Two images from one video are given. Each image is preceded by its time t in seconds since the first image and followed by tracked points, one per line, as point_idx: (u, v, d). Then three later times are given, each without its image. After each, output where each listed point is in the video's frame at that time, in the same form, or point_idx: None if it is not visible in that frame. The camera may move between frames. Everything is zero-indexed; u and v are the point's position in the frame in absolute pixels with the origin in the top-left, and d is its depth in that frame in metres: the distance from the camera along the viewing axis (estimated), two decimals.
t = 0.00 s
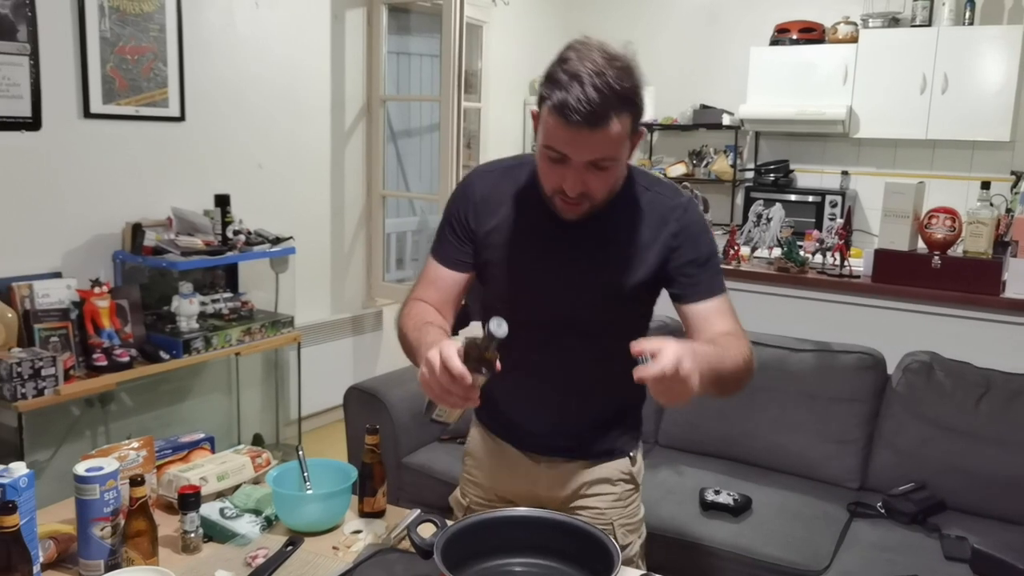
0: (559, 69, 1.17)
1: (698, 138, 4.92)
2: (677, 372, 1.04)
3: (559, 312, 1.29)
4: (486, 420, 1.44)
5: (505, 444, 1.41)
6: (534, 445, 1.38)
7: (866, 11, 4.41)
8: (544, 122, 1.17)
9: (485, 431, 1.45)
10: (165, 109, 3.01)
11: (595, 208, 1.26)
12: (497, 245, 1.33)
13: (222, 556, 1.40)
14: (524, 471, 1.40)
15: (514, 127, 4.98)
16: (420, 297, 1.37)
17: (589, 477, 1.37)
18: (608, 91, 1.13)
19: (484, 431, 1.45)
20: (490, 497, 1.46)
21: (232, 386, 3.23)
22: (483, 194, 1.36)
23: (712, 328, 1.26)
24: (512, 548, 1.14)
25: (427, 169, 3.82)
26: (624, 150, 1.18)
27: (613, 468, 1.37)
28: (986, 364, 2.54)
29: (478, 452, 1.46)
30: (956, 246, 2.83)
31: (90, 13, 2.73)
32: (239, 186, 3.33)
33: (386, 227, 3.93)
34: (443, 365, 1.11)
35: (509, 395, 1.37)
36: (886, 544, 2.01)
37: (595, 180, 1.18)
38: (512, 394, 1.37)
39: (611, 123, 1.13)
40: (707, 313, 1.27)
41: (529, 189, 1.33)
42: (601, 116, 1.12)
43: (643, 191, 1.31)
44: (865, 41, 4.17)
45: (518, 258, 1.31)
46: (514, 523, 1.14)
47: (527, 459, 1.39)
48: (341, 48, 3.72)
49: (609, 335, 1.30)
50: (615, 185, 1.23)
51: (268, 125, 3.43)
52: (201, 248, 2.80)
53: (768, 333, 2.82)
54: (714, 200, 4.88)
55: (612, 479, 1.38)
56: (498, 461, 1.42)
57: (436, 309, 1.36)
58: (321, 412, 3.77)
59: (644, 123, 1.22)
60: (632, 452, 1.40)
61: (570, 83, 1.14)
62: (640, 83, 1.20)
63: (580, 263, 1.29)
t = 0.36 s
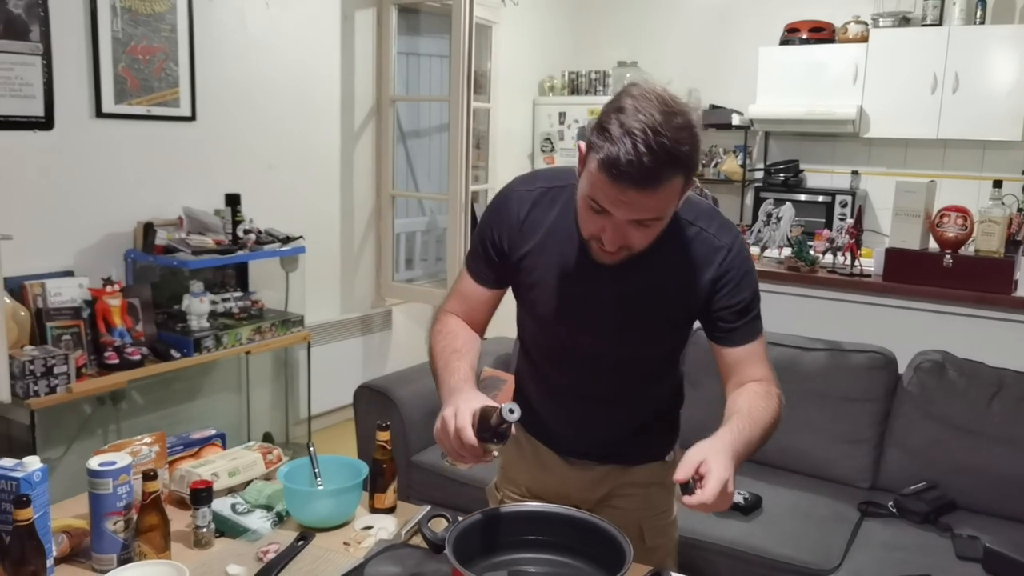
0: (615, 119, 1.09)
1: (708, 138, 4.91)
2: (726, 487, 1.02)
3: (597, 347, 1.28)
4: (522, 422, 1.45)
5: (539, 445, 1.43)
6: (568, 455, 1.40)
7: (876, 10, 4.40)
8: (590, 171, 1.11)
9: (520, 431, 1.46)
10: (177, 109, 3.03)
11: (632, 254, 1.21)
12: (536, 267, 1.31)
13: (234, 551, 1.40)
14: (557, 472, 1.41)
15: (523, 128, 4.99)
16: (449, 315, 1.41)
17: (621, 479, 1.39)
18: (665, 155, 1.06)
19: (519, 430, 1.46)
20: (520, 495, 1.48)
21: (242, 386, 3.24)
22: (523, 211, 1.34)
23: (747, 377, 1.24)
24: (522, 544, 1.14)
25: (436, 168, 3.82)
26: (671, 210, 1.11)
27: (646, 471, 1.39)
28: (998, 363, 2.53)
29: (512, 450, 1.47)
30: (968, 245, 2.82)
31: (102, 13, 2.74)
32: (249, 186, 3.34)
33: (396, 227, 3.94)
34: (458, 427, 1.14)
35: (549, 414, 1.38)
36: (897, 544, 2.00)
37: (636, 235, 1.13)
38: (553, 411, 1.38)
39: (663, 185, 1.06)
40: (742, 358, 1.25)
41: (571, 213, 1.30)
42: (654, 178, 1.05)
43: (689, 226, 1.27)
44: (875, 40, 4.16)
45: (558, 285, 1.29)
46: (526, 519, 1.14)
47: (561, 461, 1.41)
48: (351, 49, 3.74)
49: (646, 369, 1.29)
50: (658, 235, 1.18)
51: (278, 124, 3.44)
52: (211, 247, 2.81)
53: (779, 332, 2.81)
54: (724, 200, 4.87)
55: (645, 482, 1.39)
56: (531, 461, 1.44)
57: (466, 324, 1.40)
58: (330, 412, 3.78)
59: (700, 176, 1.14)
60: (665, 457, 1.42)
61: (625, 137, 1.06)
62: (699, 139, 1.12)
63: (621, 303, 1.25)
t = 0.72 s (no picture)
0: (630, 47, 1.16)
1: (716, 137, 4.90)
2: (688, 355, 0.98)
3: (615, 323, 1.27)
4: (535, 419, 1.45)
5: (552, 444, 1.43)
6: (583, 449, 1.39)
7: (886, 9, 4.38)
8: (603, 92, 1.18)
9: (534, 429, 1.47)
10: (185, 107, 3.04)
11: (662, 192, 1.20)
12: (550, 252, 1.31)
13: (240, 546, 1.40)
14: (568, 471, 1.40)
15: (531, 127, 4.99)
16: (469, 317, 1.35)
17: (632, 480, 1.37)
18: (678, 69, 1.16)
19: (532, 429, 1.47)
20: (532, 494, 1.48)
21: (250, 384, 3.25)
22: (531, 203, 1.35)
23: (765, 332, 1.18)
24: (529, 539, 1.14)
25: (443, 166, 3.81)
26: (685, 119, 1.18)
27: (659, 473, 1.37)
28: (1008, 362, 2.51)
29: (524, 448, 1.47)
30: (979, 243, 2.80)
31: (111, 11, 2.75)
32: (256, 184, 3.35)
33: (404, 226, 3.94)
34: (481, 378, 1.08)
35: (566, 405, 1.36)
36: (906, 543, 1.99)
37: (663, 144, 1.16)
38: (569, 404, 1.37)
39: (672, 74, 1.15)
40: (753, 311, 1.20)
41: (579, 194, 1.31)
42: (662, 67, 1.15)
43: (697, 191, 1.28)
44: (884, 39, 4.14)
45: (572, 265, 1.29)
46: (533, 515, 1.14)
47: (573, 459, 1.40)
48: (359, 48, 3.74)
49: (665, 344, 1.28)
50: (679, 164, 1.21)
51: (286, 123, 3.45)
52: (219, 244, 2.82)
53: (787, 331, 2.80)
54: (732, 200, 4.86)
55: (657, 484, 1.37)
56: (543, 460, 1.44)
57: (489, 327, 1.34)
58: (338, 410, 3.78)
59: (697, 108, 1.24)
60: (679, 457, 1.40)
61: (630, 46, 1.16)
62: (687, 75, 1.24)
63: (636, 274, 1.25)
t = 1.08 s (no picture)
0: (548, 3, 1.33)
1: (721, 138, 4.89)
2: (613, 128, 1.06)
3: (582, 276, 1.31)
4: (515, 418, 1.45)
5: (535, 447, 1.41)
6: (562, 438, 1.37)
7: (892, 9, 4.37)
8: (531, 50, 1.35)
9: (516, 431, 1.45)
10: (190, 109, 3.05)
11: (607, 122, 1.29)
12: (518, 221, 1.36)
13: (243, 546, 1.40)
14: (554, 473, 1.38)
15: (537, 128, 4.99)
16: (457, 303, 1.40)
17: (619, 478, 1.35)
18: (594, 10, 1.34)
19: (514, 433, 1.45)
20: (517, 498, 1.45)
21: (254, 384, 3.26)
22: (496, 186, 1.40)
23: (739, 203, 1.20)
24: (531, 540, 1.14)
25: (449, 167, 3.82)
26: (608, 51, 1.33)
27: (645, 469, 1.36)
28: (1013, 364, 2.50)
29: (506, 452, 1.45)
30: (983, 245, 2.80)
31: (117, 14, 2.77)
32: (261, 185, 3.36)
33: (408, 227, 3.94)
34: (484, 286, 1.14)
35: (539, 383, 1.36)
36: (909, 545, 1.99)
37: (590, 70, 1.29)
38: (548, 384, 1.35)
39: (586, 15, 1.32)
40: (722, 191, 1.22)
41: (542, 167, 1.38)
42: (576, 10, 1.32)
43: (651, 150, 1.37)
44: (890, 39, 4.12)
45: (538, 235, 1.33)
46: (535, 516, 1.14)
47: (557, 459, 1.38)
48: (364, 49, 3.75)
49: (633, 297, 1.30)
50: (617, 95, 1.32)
51: (291, 124, 3.46)
52: (224, 245, 2.83)
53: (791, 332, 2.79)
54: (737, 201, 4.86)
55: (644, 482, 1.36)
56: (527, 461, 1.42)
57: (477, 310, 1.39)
58: (342, 410, 3.79)
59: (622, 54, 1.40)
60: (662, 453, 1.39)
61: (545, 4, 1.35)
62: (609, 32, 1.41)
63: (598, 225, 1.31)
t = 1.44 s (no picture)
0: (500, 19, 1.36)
1: (725, 140, 4.90)
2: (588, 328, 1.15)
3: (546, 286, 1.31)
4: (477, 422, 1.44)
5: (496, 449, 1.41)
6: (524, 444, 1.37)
7: (896, 12, 4.37)
8: (485, 66, 1.37)
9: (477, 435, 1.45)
10: (196, 112, 3.07)
11: (562, 130, 1.32)
12: (483, 230, 1.36)
13: (247, 550, 1.41)
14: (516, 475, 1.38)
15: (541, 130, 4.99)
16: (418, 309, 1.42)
17: (583, 480, 1.37)
18: (544, 23, 1.36)
19: (475, 435, 1.45)
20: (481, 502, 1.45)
21: (259, 385, 3.27)
22: (461, 191, 1.41)
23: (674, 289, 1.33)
24: (532, 545, 1.15)
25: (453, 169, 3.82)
26: (559, 61, 1.35)
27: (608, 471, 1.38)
28: (1016, 368, 2.51)
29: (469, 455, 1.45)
30: (986, 248, 2.80)
31: (123, 17, 2.79)
32: (266, 187, 3.37)
33: (412, 229, 3.95)
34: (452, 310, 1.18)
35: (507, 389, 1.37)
36: (911, 548, 1.99)
37: (542, 81, 1.32)
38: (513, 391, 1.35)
39: (534, 27, 1.35)
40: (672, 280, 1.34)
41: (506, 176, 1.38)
42: (525, 23, 1.35)
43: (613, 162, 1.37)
44: (894, 41, 4.12)
45: (505, 237, 1.33)
46: (537, 520, 1.15)
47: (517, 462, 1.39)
48: (368, 52, 3.76)
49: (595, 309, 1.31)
50: (570, 103, 1.35)
51: (296, 127, 3.47)
52: (229, 248, 2.84)
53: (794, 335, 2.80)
54: (740, 202, 4.86)
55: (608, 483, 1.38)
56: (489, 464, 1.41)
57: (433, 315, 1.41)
58: (346, 412, 3.80)
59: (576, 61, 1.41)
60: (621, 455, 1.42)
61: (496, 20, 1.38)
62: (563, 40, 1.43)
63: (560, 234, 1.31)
